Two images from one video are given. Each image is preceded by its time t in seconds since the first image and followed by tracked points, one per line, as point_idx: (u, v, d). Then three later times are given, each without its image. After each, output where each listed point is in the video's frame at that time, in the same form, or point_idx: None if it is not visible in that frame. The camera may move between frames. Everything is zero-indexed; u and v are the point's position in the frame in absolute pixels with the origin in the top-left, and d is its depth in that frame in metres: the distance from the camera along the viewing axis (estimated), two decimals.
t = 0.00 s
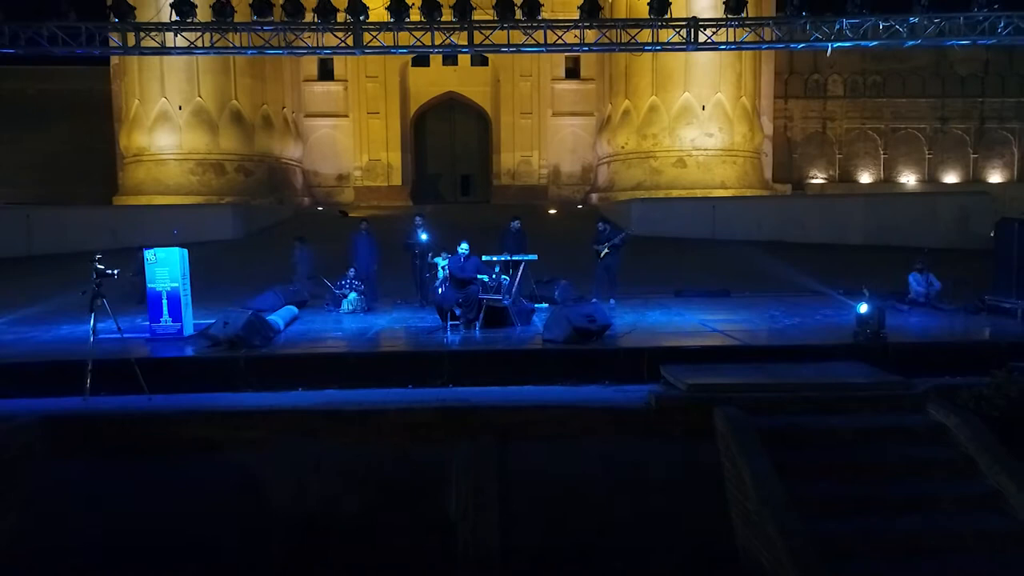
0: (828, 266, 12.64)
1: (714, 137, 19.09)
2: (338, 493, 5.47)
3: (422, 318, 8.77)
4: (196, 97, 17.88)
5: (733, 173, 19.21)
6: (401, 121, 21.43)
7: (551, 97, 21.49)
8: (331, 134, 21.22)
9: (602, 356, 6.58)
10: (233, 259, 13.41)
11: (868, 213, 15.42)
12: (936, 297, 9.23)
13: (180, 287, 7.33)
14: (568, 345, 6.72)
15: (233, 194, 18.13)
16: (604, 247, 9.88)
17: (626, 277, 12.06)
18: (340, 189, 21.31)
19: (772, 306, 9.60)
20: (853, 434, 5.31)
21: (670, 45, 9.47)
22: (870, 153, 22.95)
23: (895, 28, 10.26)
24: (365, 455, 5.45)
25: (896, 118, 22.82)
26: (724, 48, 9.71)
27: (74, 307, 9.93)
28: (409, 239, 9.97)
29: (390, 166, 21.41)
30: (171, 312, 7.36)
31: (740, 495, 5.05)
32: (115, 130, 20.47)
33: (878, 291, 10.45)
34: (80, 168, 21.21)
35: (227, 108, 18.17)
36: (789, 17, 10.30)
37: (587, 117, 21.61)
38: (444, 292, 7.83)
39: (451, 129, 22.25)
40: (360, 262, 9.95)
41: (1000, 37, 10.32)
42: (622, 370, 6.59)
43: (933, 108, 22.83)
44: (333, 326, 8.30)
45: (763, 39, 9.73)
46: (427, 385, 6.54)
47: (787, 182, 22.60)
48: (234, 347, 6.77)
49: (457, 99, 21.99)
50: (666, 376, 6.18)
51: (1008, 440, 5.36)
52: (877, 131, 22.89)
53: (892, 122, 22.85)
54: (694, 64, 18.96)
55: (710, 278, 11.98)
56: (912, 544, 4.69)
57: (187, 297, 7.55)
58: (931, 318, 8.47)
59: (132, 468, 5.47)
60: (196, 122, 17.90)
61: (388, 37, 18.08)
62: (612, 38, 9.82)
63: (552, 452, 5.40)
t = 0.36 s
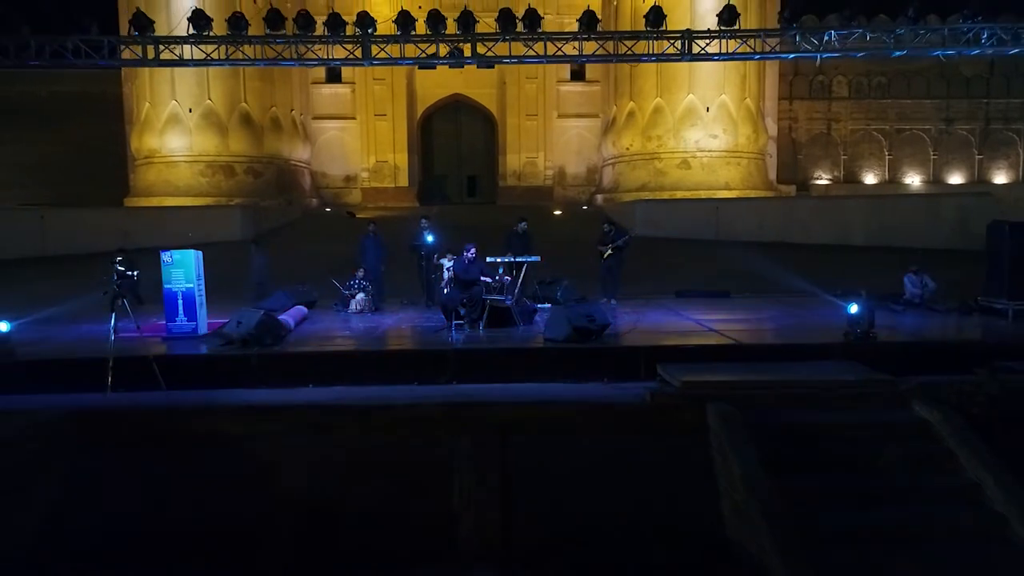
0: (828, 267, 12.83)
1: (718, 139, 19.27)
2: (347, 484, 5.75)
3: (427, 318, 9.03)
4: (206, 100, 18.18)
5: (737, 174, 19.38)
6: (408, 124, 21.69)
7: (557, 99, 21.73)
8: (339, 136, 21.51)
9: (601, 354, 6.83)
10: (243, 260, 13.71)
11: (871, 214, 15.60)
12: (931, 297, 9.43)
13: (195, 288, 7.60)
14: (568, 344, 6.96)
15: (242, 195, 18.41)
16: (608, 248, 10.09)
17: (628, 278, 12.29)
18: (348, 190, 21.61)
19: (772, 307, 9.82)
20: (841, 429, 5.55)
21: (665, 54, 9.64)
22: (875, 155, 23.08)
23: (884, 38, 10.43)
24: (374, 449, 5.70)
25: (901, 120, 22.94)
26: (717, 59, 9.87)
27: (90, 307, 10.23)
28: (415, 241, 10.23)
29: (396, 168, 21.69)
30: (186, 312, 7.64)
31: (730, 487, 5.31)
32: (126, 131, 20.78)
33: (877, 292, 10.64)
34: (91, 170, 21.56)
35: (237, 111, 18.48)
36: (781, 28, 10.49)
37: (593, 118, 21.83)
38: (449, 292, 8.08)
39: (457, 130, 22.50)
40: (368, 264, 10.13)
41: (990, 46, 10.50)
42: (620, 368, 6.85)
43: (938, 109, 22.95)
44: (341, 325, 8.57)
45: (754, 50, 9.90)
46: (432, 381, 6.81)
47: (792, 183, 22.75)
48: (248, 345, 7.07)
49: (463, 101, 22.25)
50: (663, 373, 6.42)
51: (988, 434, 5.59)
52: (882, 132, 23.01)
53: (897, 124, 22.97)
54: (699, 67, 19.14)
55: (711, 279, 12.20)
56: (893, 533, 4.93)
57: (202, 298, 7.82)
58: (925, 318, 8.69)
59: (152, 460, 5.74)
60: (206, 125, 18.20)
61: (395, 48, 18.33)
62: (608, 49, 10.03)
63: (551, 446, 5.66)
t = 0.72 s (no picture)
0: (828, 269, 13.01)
1: (721, 141, 19.49)
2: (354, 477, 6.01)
3: (431, 318, 9.30)
4: (213, 102, 18.48)
5: (739, 175, 19.58)
6: (412, 126, 21.96)
7: (560, 101, 21.98)
8: (344, 138, 21.78)
9: (599, 354, 7.07)
10: (250, 261, 13.99)
11: (871, 215, 15.79)
12: (924, 298, 9.64)
13: (206, 289, 7.86)
14: (566, 343, 7.20)
15: (249, 197, 18.70)
16: (608, 250, 10.30)
17: (629, 279, 12.52)
18: (353, 191, 21.88)
19: (769, 307, 10.04)
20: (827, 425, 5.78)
21: (659, 64, 9.84)
22: (877, 156, 23.24)
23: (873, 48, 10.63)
24: (379, 444, 5.96)
25: (903, 121, 23.10)
26: (710, 69, 10.07)
27: (102, 307, 10.51)
28: (419, 243, 10.47)
29: (401, 169, 21.95)
30: (198, 312, 7.90)
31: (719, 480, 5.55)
32: (134, 133, 21.09)
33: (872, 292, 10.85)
34: (100, 171, 21.89)
35: (244, 113, 18.76)
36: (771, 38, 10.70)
37: (596, 120, 22.06)
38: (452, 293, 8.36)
39: (462, 130, 22.76)
40: (373, 265, 10.28)
41: (977, 56, 10.75)
42: (616, 367, 7.08)
43: (940, 110, 23.11)
44: (348, 325, 8.83)
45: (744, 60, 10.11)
46: (435, 379, 7.06)
47: (794, 184, 22.92)
48: (258, 344, 7.36)
49: (468, 103, 22.51)
50: (657, 372, 6.65)
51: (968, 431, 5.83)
52: (885, 133, 23.16)
53: (899, 125, 23.13)
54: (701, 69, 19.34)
55: (711, 280, 12.42)
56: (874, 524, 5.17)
57: (213, 299, 8.07)
58: (916, 318, 8.92)
59: (166, 454, 5.99)
60: (213, 127, 18.51)
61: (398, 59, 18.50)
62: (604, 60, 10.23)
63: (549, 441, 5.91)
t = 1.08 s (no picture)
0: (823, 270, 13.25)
1: (722, 142, 19.72)
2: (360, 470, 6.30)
3: (434, 318, 9.58)
4: (220, 105, 18.81)
5: (740, 177, 19.82)
6: (417, 128, 22.26)
7: (563, 102, 22.24)
8: (349, 140, 22.08)
9: (595, 352, 7.35)
10: (258, 262, 14.30)
11: (869, 217, 15.99)
12: (915, 299, 9.91)
13: (218, 290, 8.17)
14: (564, 342, 7.46)
15: (256, 198, 19.01)
16: (607, 251, 10.52)
17: (628, 280, 12.78)
18: (357, 193, 22.17)
19: (764, 308, 10.29)
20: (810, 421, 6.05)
21: (652, 75, 10.01)
22: (878, 157, 23.45)
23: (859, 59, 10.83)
24: (384, 439, 6.24)
25: (904, 122, 23.30)
26: (701, 79, 10.24)
27: (114, 308, 10.81)
28: (423, 245, 10.75)
29: (405, 171, 22.27)
30: (210, 312, 8.21)
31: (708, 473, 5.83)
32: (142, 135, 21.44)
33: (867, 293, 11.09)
34: (109, 172, 22.23)
35: (250, 114, 19.07)
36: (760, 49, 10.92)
37: (598, 122, 22.32)
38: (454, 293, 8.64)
39: (466, 132, 23.07)
40: (378, 267, 10.61)
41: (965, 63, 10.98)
42: (612, 365, 7.37)
43: (941, 112, 23.30)
44: (353, 325, 9.12)
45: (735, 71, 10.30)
46: (438, 376, 7.35)
47: (796, 185, 23.13)
48: (267, 343, 7.63)
49: (471, 105, 22.81)
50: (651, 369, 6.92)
51: (947, 427, 6.11)
52: (886, 134, 23.36)
53: (900, 126, 23.33)
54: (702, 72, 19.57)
55: (709, 281, 12.67)
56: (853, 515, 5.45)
57: (224, 299, 8.36)
58: (906, 319, 9.18)
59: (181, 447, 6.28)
60: (220, 129, 18.84)
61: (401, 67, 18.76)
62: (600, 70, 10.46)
63: (546, 436, 6.19)
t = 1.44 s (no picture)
0: (821, 270, 13.46)
1: (722, 144, 19.95)
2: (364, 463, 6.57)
3: (437, 317, 9.85)
4: (226, 107, 19.12)
5: (741, 178, 20.04)
6: (420, 130, 22.54)
7: (565, 104, 22.49)
8: (353, 142, 22.38)
9: (591, 351, 7.62)
10: (264, 262, 14.58)
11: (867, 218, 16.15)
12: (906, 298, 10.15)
13: (228, 289, 8.45)
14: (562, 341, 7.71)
15: (262, 199, 19.31)
16: (602, 251, 10.73)
17: (627, 280, 13.03)
18: (361, 193, 22.45)
19: (759, 308, 10.54)
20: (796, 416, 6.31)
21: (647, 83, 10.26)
22: (879, 158, 23.65)
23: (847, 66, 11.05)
24: (387, 432, 6.52)
25: (904, 124, 23.51)
26: (696, 87, 10.48)
27: (125, 307, 11.10)
28: (425, 246, 11.01)
29: (409, 172, 22.57)
30: (220, 311, 8.48)
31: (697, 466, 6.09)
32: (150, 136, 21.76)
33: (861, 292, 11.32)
34: (117, 173, 22.56)
35: (256, 116, 19.36)
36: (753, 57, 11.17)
37: (600, 123, 22.56)
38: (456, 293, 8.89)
39: (469, 134, 23.33)
40: (382, 267, 10.90)
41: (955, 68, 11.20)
42: (608, 363, 7.63)
43: (941, 113, 23.48)
44: (358, 324, 9.39)
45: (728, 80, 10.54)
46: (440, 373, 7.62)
47: (796, 186, 23.36)
48: (276, 341, 7.89)
49: (474, 107, 23.07)
50: (645, 367, 7.18)
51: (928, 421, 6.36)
52: (886, 135, 23.56)
53: (901, 127, 23.54)
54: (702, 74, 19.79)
55: (707, 281, 12.91)
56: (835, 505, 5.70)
57: (234, 299, 8.63)
58: (897, 317, 9.42)
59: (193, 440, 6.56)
60: (226, 131, 19.14)
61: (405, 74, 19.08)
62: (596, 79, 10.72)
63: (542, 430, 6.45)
